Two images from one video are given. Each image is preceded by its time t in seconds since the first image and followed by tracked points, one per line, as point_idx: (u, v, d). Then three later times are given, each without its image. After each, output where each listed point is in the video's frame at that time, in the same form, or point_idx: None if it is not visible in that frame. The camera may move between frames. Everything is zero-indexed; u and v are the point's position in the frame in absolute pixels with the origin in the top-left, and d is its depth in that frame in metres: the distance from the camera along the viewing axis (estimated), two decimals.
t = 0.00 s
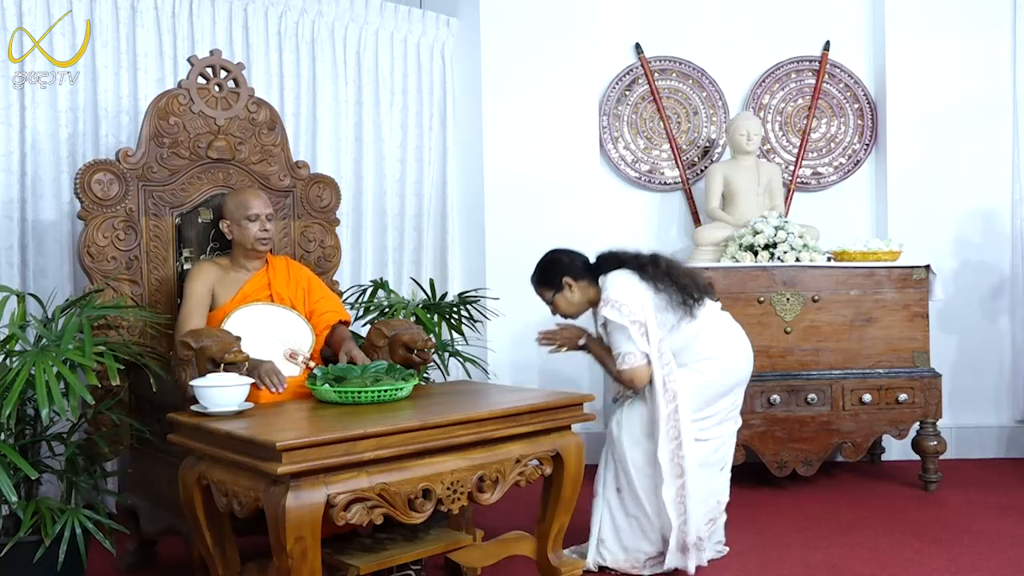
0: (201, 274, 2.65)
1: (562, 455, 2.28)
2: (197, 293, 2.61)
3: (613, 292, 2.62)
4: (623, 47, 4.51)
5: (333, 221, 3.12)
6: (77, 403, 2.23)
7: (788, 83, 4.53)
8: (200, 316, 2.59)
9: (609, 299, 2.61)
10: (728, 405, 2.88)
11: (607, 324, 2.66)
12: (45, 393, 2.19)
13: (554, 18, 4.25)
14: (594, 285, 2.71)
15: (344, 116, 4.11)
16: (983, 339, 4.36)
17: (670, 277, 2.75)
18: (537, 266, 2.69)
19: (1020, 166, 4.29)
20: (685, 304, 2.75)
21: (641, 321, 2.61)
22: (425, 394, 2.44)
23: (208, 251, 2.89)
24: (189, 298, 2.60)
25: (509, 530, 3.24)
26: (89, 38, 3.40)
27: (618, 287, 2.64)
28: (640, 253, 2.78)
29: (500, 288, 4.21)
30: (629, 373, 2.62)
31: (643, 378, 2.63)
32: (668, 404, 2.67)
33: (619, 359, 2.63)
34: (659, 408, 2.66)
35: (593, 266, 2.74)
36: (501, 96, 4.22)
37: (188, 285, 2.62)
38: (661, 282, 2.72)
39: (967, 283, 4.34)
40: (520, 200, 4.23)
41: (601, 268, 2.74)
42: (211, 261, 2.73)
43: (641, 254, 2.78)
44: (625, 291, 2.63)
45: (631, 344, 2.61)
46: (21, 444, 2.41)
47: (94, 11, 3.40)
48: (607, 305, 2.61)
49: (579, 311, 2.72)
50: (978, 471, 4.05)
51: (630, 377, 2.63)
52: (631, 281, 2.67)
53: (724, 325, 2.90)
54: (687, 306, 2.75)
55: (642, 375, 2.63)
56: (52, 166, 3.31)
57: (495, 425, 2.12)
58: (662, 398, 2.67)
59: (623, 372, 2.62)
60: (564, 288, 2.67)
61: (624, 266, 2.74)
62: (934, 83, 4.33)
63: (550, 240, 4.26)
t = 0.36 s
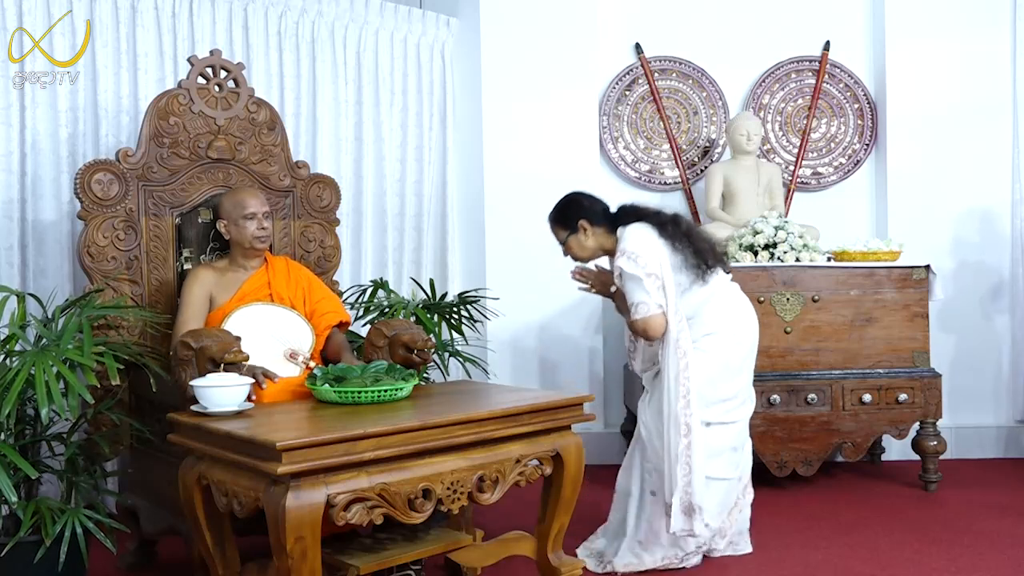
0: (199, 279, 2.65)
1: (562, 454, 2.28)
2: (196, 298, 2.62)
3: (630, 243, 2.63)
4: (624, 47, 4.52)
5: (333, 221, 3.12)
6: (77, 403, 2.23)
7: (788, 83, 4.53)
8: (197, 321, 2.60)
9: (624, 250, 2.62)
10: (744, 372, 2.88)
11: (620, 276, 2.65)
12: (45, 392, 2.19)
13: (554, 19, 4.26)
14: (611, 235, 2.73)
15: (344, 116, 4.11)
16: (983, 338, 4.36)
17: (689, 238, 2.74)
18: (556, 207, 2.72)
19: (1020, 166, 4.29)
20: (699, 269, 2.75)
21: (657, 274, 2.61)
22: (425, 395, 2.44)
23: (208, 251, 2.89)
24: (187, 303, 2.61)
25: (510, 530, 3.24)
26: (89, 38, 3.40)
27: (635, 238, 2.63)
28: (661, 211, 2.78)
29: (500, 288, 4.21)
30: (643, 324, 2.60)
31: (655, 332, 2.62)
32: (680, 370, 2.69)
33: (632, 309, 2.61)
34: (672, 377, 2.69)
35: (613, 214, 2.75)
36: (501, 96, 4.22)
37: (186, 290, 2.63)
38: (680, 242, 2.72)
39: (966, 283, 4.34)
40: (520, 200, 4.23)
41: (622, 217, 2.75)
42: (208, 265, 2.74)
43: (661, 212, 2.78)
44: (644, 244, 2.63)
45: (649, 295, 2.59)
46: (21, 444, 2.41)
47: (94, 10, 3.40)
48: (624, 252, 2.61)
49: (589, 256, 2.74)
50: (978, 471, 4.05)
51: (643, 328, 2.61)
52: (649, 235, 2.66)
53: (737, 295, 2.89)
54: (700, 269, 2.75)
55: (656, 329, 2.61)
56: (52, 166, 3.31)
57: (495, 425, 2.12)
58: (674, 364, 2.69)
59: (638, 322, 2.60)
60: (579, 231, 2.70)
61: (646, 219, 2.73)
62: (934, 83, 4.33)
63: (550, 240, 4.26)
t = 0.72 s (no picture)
0: (201, 281, 2.65)
1: (562, 455, 2.28)
2: (197, 301, 2.62)
3: (636, 205, 2.66)
4: (623, 47, 4.52)
5: (333, 221, 3.12)
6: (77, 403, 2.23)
7: (788, 83, 4.53)
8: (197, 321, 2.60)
9: (628, 211, 2.66)
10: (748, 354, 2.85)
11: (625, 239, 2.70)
12: (45, 392, 2.19)
13: (553, 20, 4.26)
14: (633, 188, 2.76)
15: (344, 116, 4.11)
16: (983, 338, 4.36)
17: (702, 217, 2.71)
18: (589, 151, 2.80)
19: (1020, 166, 4.29)
20: (707, 244, 2.70)
21: (661, 236, 2.63)
22: (425, 395, 2.44)
23: (208, 251, 2.90)
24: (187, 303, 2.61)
25: (510, 530, 3.24)
26: (89, 38, 3.40)
27: (643, 202, 2.67)
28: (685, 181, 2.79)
29: (499, 288, 4.21)
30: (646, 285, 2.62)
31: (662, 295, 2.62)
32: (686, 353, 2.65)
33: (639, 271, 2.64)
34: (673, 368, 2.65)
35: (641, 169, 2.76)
36: (500, 96, 4.22)
37: (187, 292, 2.63)
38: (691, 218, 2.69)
39: (966, 283, 4.34)
40: (520, 200, 4.23)
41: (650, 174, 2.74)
42: (209, 266, 2.73)
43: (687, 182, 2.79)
44: (651, 209, 2.65)
45: (652, 255, 2.61)
46: (21, 444, 2.41)
47: (94, 10, 3.40)
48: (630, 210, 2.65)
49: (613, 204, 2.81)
50: (978, 471, 4.05)
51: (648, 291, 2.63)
52: (659, 201, 2.68)
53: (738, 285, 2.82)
54: (710, 245, 2.70)
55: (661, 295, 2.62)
56: (52, 166, 3.31)
57: (494, 425, 2.12)
58: (681, 347, 2.65)
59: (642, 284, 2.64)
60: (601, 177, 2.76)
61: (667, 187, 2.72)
62: (934, 83, 4.33)
63: (549, 240, 4.27)
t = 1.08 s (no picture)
0: (201, 281, 2.65)
1: (562, 455, 2.28)
2: (196, 301, 2.62)
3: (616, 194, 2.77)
4: (624, 47, 4.52)
5: (333, 221, 3.12)
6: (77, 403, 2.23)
7: (788, 83, 4.53)
8: (196, 321, 2.61)
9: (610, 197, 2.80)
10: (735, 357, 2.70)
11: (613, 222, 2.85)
12: (45, 392, 2.19)
13: (553, 20, 4.26)
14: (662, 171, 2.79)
15: (344, 116, 4.11)
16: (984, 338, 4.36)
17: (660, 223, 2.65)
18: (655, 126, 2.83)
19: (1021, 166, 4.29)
20: (658, 254, 2.68)
21: (620, 229, 2.75)
22: (425, 395, 2.44)
23: (208, 251, 2.90)
24: (186, 303, 2.61)
25: (510, 530, 3.23)
26: (89, 38, 3.40)
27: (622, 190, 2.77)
28: (688, 180, 2.70)
29: (499, 287, 4.21)
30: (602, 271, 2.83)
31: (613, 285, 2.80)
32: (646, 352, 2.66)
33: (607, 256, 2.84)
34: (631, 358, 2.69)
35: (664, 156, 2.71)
36: (500, 96, 4.22)
37: (187, 292, 2.63)
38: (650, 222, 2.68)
39: (966, 283, 4.34)
40: (520, 200, 4.23)
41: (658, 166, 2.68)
42: (209, 267, 2.74)
43: (692, 182, 2.70)
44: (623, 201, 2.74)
45: (606, 244, 2.79)
46: (21, 444, 2.41)
47: (94, 10, 3.40)
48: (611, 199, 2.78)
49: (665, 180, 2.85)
50: (978, 471, 4.05)
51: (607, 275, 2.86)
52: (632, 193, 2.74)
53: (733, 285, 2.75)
54: (660, 256, 2.67)
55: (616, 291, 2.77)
56: (52, 166, 3.31)
57: (494, 426, 2.12)
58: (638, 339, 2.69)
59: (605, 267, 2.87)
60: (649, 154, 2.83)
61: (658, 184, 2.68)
62: (934, 83, 4.33)
63: (549, 240, 4.27)
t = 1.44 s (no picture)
0: (201, 281, 2.65)
1: (562, 455, 2.27)
2: (197, 301, 2.62)
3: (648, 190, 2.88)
4: (624, 47, 4.52)
5: (333, 221, 3.13)
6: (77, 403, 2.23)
7: (788, 83, 4.53)
8: (196, 321, 2.61)
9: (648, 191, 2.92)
10: (726, 354, 2.56)
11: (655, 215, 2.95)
12: (45, 392, 2.19)
13: (553, 20, 4.26)
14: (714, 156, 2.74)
15: (344, 116, 4.11)
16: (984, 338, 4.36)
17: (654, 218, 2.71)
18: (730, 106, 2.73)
19: (1021, 166, 4.29)
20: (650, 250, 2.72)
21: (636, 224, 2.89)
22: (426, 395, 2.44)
23: (209, 251, 2.90)
24: (186, 303, 2.61)
25: (510, 530, 3.23)
26: (89, 38, 3.40)
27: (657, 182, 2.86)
28: (693, 174, 2.59)
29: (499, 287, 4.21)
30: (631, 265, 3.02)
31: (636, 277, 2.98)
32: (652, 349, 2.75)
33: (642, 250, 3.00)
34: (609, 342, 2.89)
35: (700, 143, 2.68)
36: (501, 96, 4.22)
37: (187, 292, 2.63)
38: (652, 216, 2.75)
39: (966, 283, 4.34)
40: (520, 200, 4.23)
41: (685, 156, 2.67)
42: (210, 267, 2.74)
43: (697, 176, 2.58)
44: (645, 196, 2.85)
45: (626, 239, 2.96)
46: (21, 444, 2.41)
47: (94, 10, 3.40)
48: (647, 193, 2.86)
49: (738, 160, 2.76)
50: (978, 471, 4.05)
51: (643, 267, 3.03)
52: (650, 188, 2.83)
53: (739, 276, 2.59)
54: (650, 252, 2.71)
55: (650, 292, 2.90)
56: (52, 166, 3.31)
57: (494, 426, 2.12)
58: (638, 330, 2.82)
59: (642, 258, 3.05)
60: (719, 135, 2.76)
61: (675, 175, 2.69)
62: (934, 82, 4.33)
63: (549, 240, 4.27)
